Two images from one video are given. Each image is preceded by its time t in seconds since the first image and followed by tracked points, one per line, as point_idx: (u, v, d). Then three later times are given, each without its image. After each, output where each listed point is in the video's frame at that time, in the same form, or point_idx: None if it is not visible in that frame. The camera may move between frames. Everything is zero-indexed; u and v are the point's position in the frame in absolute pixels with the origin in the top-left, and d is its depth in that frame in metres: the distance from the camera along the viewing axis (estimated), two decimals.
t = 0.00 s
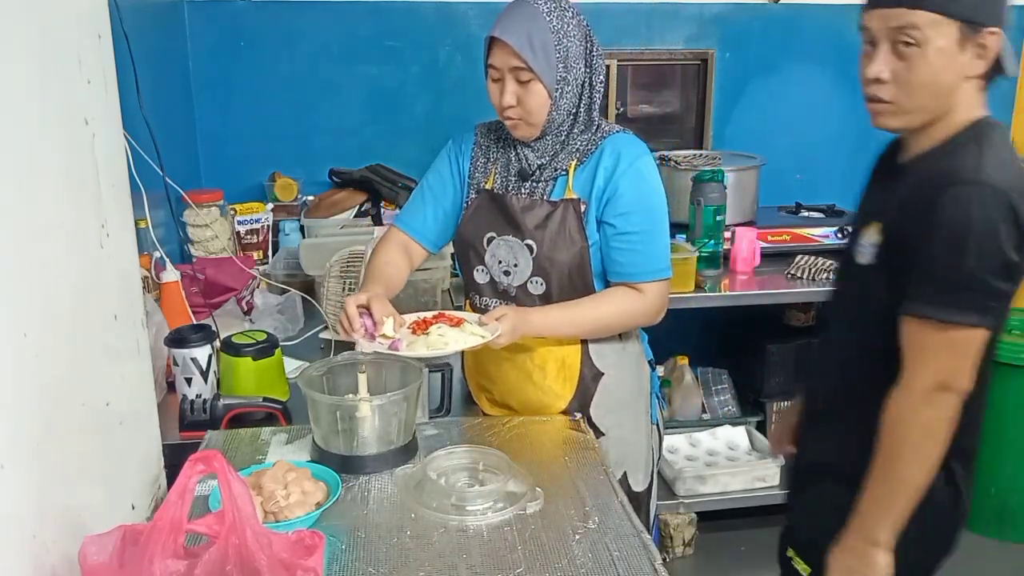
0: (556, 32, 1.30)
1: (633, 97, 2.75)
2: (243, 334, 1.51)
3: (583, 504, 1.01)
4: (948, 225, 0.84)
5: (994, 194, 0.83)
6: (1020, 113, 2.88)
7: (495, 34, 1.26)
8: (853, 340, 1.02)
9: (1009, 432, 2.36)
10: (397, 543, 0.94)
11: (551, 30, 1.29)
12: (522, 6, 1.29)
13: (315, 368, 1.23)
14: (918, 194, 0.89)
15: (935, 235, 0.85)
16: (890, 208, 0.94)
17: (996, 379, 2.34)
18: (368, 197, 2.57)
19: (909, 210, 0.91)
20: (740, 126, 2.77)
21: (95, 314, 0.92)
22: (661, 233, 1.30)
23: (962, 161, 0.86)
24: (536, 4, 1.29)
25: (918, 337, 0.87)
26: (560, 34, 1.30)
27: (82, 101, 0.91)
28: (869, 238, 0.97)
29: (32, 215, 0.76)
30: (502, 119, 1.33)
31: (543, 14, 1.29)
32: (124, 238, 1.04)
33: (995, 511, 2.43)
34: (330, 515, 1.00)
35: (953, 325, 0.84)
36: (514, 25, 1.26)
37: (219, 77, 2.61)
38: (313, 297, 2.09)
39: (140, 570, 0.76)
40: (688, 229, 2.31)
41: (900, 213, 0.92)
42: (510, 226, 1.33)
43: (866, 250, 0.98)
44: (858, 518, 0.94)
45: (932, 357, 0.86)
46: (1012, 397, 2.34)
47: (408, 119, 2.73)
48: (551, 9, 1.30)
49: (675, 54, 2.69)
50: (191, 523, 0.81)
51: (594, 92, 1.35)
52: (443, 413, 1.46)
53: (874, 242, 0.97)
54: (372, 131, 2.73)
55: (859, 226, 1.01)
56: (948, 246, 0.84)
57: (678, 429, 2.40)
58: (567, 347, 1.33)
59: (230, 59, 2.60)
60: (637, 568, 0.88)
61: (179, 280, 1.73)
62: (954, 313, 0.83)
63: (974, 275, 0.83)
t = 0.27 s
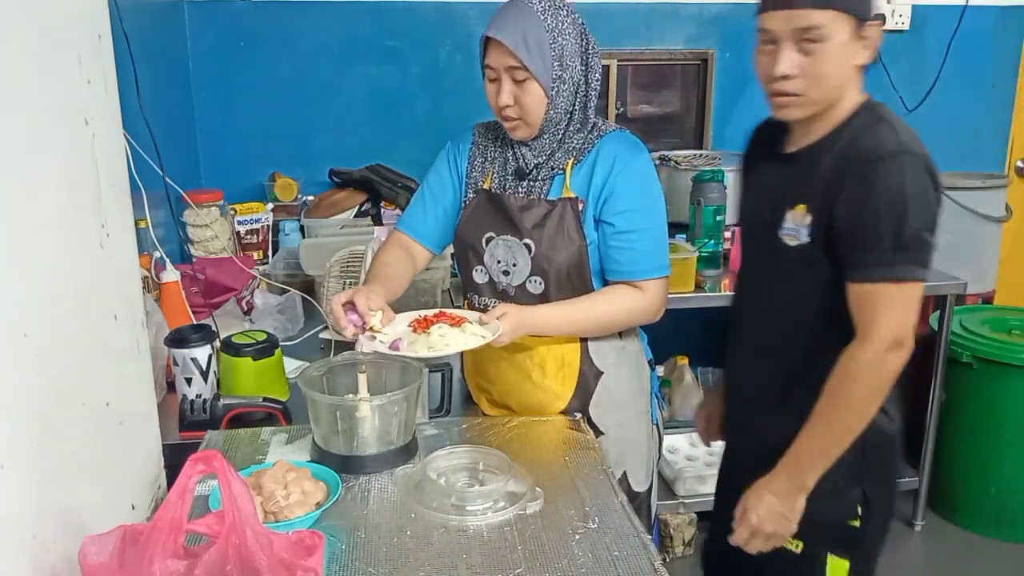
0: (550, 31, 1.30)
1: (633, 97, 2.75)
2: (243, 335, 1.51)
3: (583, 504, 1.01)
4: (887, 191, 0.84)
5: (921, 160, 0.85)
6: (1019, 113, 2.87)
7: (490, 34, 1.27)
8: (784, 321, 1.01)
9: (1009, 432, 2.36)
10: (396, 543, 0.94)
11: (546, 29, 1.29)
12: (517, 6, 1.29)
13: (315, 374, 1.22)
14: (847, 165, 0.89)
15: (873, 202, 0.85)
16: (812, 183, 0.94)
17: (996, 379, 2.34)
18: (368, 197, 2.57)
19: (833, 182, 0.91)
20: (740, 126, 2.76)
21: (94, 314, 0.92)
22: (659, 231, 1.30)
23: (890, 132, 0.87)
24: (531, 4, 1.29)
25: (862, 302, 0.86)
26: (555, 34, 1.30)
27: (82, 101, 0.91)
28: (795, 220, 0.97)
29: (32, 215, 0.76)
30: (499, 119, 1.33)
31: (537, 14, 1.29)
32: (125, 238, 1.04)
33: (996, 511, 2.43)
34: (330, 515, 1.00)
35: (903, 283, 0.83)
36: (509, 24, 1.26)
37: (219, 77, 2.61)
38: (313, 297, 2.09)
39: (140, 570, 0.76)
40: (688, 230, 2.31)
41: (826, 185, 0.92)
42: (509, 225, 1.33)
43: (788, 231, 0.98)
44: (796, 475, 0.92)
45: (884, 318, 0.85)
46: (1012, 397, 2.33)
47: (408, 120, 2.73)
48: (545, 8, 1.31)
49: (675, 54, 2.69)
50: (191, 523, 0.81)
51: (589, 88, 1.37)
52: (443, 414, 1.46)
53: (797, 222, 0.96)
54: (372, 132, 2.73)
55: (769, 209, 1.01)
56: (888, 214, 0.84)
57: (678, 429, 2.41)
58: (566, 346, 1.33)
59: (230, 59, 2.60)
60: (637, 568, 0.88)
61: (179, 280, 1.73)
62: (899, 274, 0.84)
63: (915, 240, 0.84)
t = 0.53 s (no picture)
0: (548, 30, 1.30)
1: (633, 97, 2.75)
2: (243, 335, 1.51)
3: (583, 504, 1.01)
4: (849, 165, 1.24)
5: (859, 135, 1.27)
6: (1019, 113, 2.87)
7: (488, 33, 1.27)
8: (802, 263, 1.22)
9: (1008, 432, 2.36)
10: (396, 544, 0.94)
11: (543, 27, 1.29)
12: (514, 5, 1.29)
13: (315, 373, 1.22)
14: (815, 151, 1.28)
15: (840, 174, 1.25)
16: (774, 173, 1.34)
17: (996, 379, 2.34)
18: (368, 197, 2.57)
19: (789, 167, 1.33)
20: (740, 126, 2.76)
21: (94, 314, 0.92)
22: (663, 231, 1.29)
23: (825, 124, 1.29)
24: (528, 3, 1.29)
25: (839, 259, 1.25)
26: (553, 32, 1.30)
27: (82, 101, 0.91)
28: (755, 204, 1.37)
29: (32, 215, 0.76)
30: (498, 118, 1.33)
31: (535, 13, 1.29)
32: (125, 238, 1.04)
33: (996, 511, 2.43)
34: (330, 515, 1.00)
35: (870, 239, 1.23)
36: (507, 24, 1.27)
37: (219, 77, 2.61)
38: (313, 297, 2.09)
39: (140, 570, 0.76)
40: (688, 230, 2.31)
41: (815, 169, 1.28)
42: (509, 225, 1.33)
43: (747, 216, 1.38)
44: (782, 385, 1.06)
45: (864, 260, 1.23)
46: (1012, 397, 2.33)
47: (408, 120, 2.73)
48: (543, 6, 1.31)
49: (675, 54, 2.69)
50: (190, 523, 0.81)
51: (587, 87, 1.38)
52: (443, 414, 1.47)
53: (758, 206, 1.36)
54: (372, 131, 2.73)
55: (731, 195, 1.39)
56: (853, 180, 1.24)
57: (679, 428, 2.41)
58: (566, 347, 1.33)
59: (230, 59, 2.60)
60: (637, 568, 0.88)
61: (179, 280, 1.73)
62: (872, 230, 1.23)
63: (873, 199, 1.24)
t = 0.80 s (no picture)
0: (549, 30, 1.30)
1: (633, 97, 2.75)
2: (243, 335, 1.51)
3: (583, 504, 1.01)
4: (829, 149, 1.37)
5: (836, 123, 1.40)
6: (1020, 113, 2.87)
7: (489, 34, 1.27)
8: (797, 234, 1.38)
9: (1008, 432, 2.36)
10: (396, 544, 0.94)
11: (545, 28, 1.29)
12: (515, 6, 1.29)
13: (314, 376, 1.22)
14: (800, 140, 1.40)
15: (827, 160, 1.37)
16: (758, 168, 1.46)
17: (996, 379, 2.34)
18: (368, 197, 2.57)
19: (774, 159, 1.44)
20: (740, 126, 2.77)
21: (95, 314, 0.92)
22: (666, 232, 1.29)
23: (805, 116, 1.41)
24: (529, 3, 1.30)
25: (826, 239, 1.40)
26: (554, 32, 1.30)
27: (82, 101, 0.91)
28: (742, 197, 1.48)
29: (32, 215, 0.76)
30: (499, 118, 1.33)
31: (536, 13, 1.29)
32: (125, 238, 1.04)
33: (996, 512, 2.43)
34: (330, 515, 1.00)
35: (857, 218, 1.38)
36: (508, 23, 1.27)
37: (219, 77, 2.61)
38: (313, 297, 2.09)
39: (140, 570, 0.76)
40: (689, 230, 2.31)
41: (800, 156, 1.40)
42: (510, 225, 1.33)
43: (734, 208, 1.49)
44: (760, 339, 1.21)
45: (850, 234, 1.39)
46: (1011, 396, 2.33)
47: (408, 119, 2.73)
48: (544, 6, 1.31)
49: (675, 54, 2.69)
50: (192, 523, 0.81)
51: (588, 87, 1.38)
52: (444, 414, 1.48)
53: (746, 198, 1.48)
54: (372, 131, 2.72)
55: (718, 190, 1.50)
56: (841, 165, 1.37)
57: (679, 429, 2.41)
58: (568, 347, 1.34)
59: (230, 59, 2.60)
60: (638, 568, 0.88)
61: (179, 280, 1.73)
62: (857, 211, 1.38)
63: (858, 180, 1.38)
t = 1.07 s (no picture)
0: (550, 30, 1.30)
1: (633, 97, 2.75)
2: (243, 335, 1.51)
3: (583, 504, 1.01)
4: (821, 147, 1.37)
5: (829, 124, 1.40)
6: (1020, 113, 2.87)
7: (490, 34, 1.27)
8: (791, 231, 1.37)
9: (1008, 432, 2.36)
10: (396, 544, 0.94)
11: (545, 28, 1.29)
12: (516, 6, 1.29)
13: (314, 376, 1.22)
14: (792, 140, 1.40)
15: (819, 158, 1.37)
16: (752, 167, 1.46)
17: (996, 379, 2.34)
18: (368, 197, 2.57)
19: (767, 157, 1.44)
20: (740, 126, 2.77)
21: (95, 314, 0.92)
22: (666, 233, 1.29)
23: (799, 116, 1.41)
24: (529, 3, 1.29)
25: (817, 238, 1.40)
26: (554, 33, 1.30)
27: (82, 101, 0.91)
28: (737, 195, 1.48)
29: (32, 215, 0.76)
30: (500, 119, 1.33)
31: (536, 13, 1.29)
32: (125, 238, 1.04)
33: (996, 512, 2.43)
34: (330, 516, 1.00)
35: (849, 218, 1.38)
36: (508, 24, 1.26)
37: (219, 77, 2.61)
38: (313, 297, 2.09)
39: (140, 570, 0.76)
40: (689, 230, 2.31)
41: (793, 155, 1.40)
42: (510, 226, 1.33)
43: (729, 206, 1.49)
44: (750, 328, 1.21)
45: (843, 233, 1.39)
46: (1011, 396, 2.33)
47: (408, 119, 2.73)
48: (544, 7, 1.31)
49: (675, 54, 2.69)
50: (192, 523, 0.81)
51: (589, 87, 1.38)
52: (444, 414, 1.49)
53: (741, 196, 1.48)
54: (372, 131, 2.72)
55: (717, 189, 1.50)
56: (832, 164, 1.37)
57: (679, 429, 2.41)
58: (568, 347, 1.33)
59: (230, 59, 2.60)
60: (638, 568, 0.88)
61: (179, 280, 1.73)
62: (848, 211, 1.38)
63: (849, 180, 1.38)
